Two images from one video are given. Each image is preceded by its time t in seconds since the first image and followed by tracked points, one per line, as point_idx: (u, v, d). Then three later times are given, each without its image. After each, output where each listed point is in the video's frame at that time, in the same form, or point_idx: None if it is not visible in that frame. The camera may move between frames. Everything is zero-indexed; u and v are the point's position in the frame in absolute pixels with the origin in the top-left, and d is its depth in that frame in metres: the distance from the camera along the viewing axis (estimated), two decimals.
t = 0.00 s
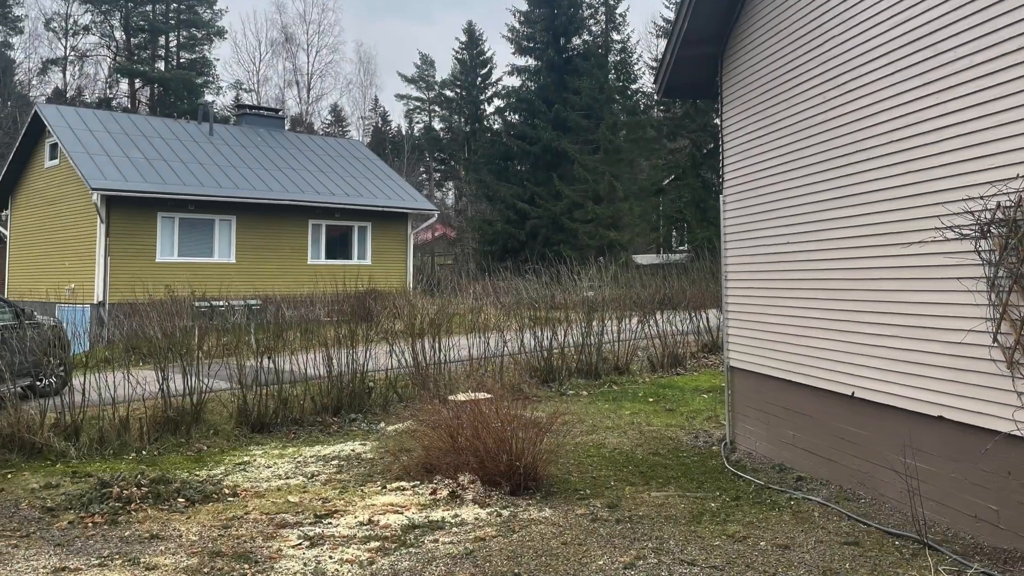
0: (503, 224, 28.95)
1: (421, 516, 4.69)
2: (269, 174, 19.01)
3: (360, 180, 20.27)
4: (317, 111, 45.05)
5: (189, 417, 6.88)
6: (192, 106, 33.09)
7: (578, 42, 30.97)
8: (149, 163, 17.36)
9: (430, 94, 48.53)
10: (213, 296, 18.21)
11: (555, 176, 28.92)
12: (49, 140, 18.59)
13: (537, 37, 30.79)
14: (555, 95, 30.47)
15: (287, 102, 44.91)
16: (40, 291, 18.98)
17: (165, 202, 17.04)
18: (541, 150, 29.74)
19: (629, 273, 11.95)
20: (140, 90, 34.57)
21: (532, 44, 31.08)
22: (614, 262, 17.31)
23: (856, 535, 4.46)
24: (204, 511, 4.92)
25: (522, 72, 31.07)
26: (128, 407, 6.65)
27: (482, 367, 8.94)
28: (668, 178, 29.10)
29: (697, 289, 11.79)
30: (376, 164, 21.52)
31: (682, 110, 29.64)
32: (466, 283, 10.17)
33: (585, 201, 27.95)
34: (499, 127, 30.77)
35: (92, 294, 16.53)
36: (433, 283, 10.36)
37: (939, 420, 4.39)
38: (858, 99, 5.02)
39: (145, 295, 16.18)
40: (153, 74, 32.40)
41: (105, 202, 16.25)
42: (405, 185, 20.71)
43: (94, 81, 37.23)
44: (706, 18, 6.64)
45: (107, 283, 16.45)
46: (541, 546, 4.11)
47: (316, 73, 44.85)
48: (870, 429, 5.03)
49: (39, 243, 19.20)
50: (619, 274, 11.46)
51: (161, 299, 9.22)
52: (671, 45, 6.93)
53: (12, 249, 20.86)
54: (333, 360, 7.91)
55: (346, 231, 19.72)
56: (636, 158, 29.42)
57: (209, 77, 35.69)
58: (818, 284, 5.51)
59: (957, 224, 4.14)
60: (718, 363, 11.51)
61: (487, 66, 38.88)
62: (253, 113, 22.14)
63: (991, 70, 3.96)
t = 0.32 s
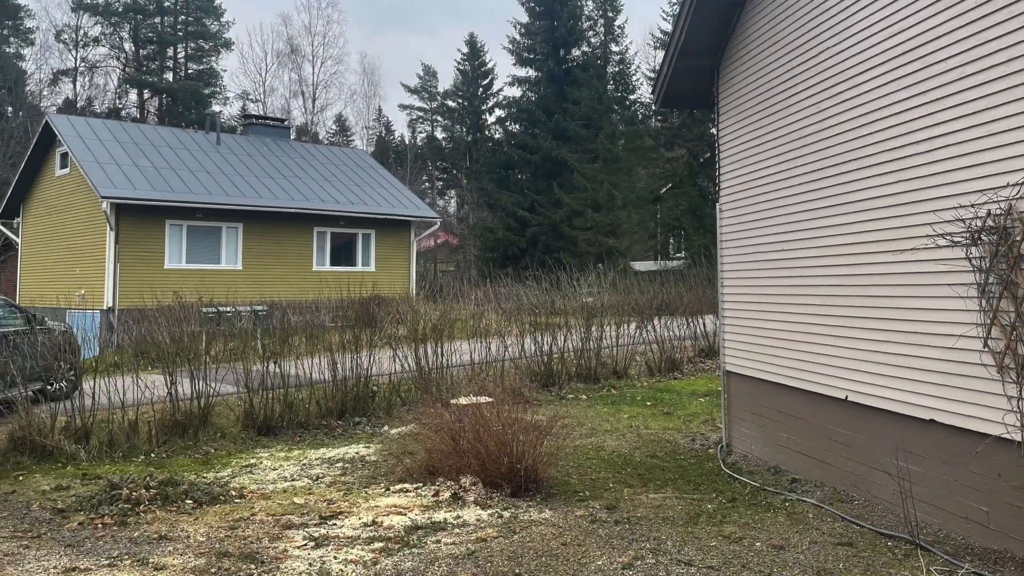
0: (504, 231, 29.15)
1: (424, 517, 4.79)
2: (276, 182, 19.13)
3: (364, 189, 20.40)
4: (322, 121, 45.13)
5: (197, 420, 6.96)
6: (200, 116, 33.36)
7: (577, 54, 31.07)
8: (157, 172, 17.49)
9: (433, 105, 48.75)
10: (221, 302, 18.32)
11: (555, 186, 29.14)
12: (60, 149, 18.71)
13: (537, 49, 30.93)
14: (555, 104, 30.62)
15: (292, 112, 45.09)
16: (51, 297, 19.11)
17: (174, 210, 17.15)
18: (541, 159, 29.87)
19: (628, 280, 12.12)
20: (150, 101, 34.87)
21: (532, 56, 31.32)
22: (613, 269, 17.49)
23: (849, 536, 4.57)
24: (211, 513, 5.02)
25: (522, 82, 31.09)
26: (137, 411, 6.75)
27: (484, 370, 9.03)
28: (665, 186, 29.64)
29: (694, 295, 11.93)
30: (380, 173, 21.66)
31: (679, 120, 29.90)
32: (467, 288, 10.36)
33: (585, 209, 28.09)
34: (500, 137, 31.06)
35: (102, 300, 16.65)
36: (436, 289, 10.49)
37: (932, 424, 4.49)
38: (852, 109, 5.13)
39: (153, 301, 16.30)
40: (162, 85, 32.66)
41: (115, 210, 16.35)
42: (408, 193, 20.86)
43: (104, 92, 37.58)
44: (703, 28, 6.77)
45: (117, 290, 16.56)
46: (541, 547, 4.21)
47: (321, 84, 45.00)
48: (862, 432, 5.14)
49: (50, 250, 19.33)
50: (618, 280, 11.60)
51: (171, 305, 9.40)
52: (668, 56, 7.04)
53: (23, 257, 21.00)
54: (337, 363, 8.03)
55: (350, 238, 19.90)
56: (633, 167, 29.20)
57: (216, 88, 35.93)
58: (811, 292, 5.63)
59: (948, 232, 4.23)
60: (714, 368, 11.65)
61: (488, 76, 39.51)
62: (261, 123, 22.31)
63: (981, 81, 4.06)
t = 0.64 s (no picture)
0: (505, 239, 29.44)
1: (427, 518, 4.90)
2: (282, 191, 19.25)
3: (369, 197, 20.56)
4: (327, 131, 45.14)
5: (204, 423, 7.07)
6: (207, 126, 33.56)
7: (576, 65, 31.61)
8: (166, 181, 17.62)
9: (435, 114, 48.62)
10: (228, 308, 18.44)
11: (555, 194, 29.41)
12: (70, 158, 18.88)
13: (537, 60, 31.47)
14: (554, 114, 31.04)
15: (298, 122, 45.14)
16: (61, 304, 19.24)
17: (182, 218, 17.26)
18: (541, 168, 30.19)
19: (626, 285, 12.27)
20: (158, 111, 35.05)
21: (533, 66, 31.86)
22: (612, 277, 17.64)
23: (843, 536, 4.67)
24: (219, 514, 5.14)
25: (523, 93, 31.82)
26: (145, 414, 6.87)
27: (486, 375, 9.14)
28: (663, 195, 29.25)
29: (691, 301, 12.04)
30: (384, 181, 21.83)
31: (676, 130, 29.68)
32: (469, 294, 10.51)
33: (584, 216, 28.26)
34: (501, 146, 31.41)
35: (111, 306, 16.76)
36: (438, 295, 10.64)
37: (924, 427, 4.59)
38: (846, 117, 5.23)
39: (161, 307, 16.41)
40: (170, 95, 32.85)
41: (124, 217, 16.45)
42: (411, 202, 21.06)
43: (113, 102, 37.77)
44: (701, 39, 6.91)
45: (126, 296, 16.66)
46: (542, 547, 4.32)
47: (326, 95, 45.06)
48: (856, 435, 5.25)
49: (60, 257, 19.46)
50: (616, 286, 11.73)
51: (179, 310, 9.53)
52: (666, 67, 7.20)
53: (33, 265, 21.13)
54: (343, 368, 8.11)
55: (354, 245, 20.02)
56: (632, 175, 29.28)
57: (223, 98, 36.19)
58: (806, 300, 5.74)
59: (940, 239, 4.33)
60: (711, 372, 11.76)
61: (490, 87, 39.67)
62: (266, 132, 22.54)
63: (973, 90, 4.15)
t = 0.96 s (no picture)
0: (506, 245, 29.82)
1: (429, 520, 5.00)
2: (287, 199, 19.39)
3: (372, 205, 20.72)
4: (331, 139, 45.31)
5: (211, 426, 7.18)
6: (214, 135, 33.75)
7: (575, 75, 32.40)
8: (174, 189, 17.77)
9: (437, 123, 49.30)
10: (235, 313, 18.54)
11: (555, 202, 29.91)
12: (80, 165, 19.04)
13: (538, 70, 32.13)
14: (554, 123, 31.92)
15: (303, 131, 45.32)
16: (71, 309, 19.37)
17: (190, 225, 17.38)
18: (541, 176, 31.06)
19: (625, 292, 12.40)
20: (166, 121, 35.26)
21: (533, 77, 32.44)
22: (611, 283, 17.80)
23: (838, 537, 4.78)
24: (226, 515, 5.25)
25: (523, 102, 32.42)
26: (154, 417, 6.99)
27: (487, 379, 9.24)
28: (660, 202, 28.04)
29: (688, 307, 12.15)
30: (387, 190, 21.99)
31: (674, 138, 28.74)
32: (470, 300, 10.64)
33: (582, 224, 28.37)
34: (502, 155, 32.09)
35: (120, 311, 16.86)
36: (439, 302, 10.78)
37: (916, 430, 4.69)
38: (841, 126, 5.34)
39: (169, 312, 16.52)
40: (178, 105, 33.07)
41: (132, 224, 16.56)
42: (414, 208, 21.21)
43: (122, 112, 37.93)
44: (696, 50, 7.03)
45: (134, 301, 16.77)
46: (542, 548, 4.43)
47: (331, 104, 45.28)
48: (850, 438, 5.36)
49: (70, 264, 19.61)
50: (614, 292, 11.84)
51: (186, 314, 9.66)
52: (664, 77, 7.32)
53: (43, 271, 21.30)
54: (347, 372, 8.23)
55: (358, 252, 20.17)
56: (631, 184, 29.91)
57: (230, 108, 36.43)
58: (800, 307, 5.86)
59: (932, 246, 4.43)
60: (708, 376, 11.86)
61: (491, 97, 40.77)
62: (274, 142, 22.57)
63: (962, 101, 4.25)
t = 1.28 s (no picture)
0: (506, 252, 29.99)
1: (431, 521, 5.10)
2: (292, 206, 19.51)
3: (377, 213, 20.94)
4: (336, 148, 45.37)
5: (218, 429, 7.28)
6: (221, 144, 33.96)
7: (575, 85, 32.60)
8: (181, 196, 17.91)
9: (440, 133, 49.67)
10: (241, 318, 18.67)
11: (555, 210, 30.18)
12: (90, 174, 19.20)
13: (538, 80, 32.33)
14: (554, 133, 32.09)
15: (308, 140, 45.41)
16: (80, 314, 19.52)
17: (197, 232, 17.53)
18: (540, 184, 31.35)
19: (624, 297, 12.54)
20: (174, 130, 35.50)
21: (533, 87, 32.62)
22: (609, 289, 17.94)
23: (832, 538, 4.88)
24: (232, 517, 5.35)
25: (523, 112, 32.65)
26: (162, 420, 7.10)
27: (488, 382, 9.36)
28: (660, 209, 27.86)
29: (686, 311, 12.28)
30: (391, 198, 22.18)
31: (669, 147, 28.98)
32: (472, 306, 10.80)
33: (581, 230, 28.58)
34: (502, 163, 32.41)
35: (128, 316, 16.98)
36: (442, 307, 10.94)
37: (908, 433, 4.80)
38: (835, 135, 5.44)
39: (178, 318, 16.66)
40: (185, 114, 33.32)
41: (141, 231, 16.72)
42: (417, 217, 21.46)
43: (131, 122, 38.15)
44: (693, 63, 7.16)
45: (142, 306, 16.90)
46: (542, 549, 4.53)
47: (336, 113, 45.36)
48: (843, 440, 5.46)
49: (79, 270, 19.77)
50: (613, 298, 11.96)
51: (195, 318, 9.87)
52: (662, 87, 7.42)
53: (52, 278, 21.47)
54: (351, 376, 8.35)
55: (362, 259, 20.37)
56: (629, 192, 30.02)
57: (236, 117, 36.65)
58: (795, 314, 5.97)
59: (924, 253, 4.53)
60: (705, 381, 11.98)
61: (492, 107, 41.07)
62: (280, 151, 22.66)
63: (954, 111, 4.34)
